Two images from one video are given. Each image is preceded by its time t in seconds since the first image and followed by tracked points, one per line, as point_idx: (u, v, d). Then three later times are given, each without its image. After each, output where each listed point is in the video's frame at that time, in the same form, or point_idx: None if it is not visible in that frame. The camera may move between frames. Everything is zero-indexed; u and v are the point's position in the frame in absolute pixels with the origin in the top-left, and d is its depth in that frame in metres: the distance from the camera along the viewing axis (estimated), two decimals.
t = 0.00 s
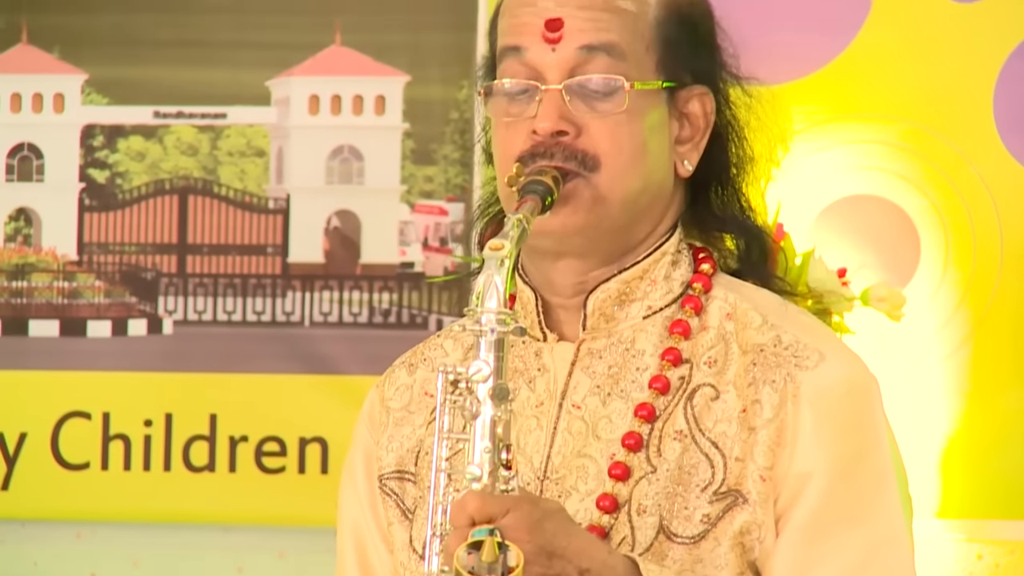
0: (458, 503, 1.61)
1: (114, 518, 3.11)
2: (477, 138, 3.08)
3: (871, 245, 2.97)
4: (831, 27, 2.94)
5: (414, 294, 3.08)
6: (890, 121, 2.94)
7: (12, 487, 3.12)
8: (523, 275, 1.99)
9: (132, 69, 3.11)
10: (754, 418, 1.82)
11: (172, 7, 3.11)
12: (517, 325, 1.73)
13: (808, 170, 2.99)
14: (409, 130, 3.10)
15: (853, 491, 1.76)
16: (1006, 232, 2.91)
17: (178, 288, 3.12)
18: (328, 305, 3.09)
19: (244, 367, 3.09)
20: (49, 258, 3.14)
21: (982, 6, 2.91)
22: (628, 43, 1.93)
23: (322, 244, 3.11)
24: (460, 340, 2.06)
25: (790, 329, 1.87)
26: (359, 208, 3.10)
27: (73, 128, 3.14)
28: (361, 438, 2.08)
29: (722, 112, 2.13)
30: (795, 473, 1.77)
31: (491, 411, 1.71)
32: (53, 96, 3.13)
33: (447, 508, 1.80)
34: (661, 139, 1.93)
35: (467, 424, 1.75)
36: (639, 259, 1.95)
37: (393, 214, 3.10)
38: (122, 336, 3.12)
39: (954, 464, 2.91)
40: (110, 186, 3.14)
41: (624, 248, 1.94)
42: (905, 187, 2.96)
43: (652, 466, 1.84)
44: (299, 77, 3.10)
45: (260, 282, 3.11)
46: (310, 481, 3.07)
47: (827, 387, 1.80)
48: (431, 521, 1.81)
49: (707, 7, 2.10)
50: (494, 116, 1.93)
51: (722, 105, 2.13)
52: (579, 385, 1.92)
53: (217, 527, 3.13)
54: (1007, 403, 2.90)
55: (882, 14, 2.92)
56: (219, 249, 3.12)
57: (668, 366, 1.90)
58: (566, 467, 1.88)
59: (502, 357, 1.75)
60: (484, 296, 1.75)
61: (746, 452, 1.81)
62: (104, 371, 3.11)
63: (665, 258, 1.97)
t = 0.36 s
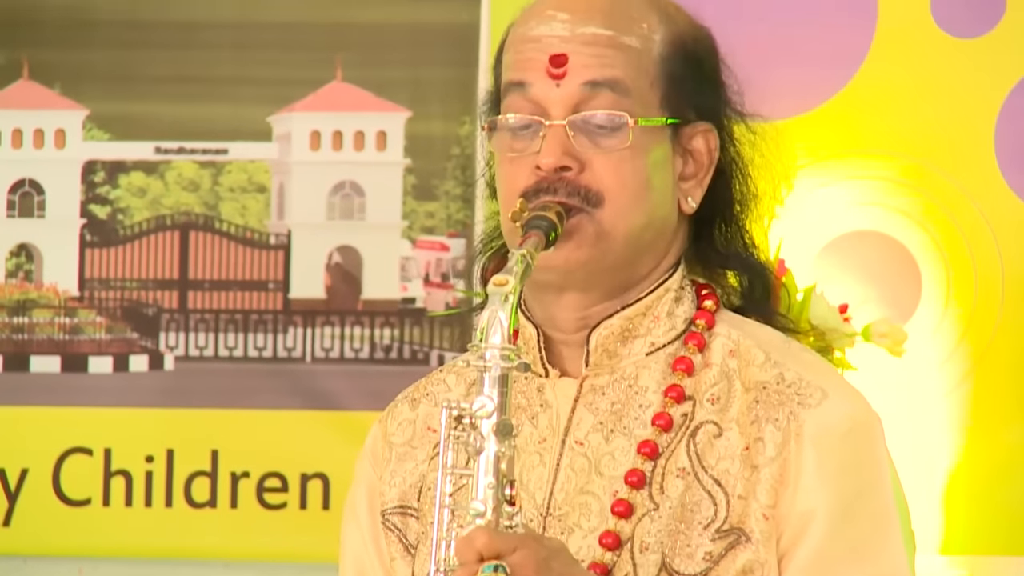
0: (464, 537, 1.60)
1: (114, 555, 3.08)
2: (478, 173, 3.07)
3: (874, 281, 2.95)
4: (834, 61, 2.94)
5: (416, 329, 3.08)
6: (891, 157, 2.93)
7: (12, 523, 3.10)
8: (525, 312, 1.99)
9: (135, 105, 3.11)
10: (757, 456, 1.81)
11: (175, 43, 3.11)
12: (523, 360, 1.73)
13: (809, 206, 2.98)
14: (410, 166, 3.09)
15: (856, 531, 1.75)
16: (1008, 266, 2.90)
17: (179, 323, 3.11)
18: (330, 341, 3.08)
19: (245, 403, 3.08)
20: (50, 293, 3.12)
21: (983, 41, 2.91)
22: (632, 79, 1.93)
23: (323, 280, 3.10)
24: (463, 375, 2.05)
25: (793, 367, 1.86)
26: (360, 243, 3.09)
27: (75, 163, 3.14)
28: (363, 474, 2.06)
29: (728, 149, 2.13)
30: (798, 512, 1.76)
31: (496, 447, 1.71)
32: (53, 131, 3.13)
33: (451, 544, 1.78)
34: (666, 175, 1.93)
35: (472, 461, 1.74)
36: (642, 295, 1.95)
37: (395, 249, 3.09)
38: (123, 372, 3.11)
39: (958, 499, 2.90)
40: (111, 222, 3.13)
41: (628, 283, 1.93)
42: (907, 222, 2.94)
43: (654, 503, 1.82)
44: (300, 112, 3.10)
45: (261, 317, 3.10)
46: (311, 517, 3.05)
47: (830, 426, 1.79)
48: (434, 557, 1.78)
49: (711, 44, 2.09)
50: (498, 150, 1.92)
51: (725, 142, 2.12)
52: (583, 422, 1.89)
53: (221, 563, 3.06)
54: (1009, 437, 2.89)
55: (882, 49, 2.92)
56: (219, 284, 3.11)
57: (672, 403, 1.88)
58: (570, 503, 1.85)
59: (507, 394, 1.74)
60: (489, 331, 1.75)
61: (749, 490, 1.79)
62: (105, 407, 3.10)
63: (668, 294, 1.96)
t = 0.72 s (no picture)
0: (470, 561, 1.62)
1: None
2: (479, 205, 3.06)
3: (874, 312, 2.96)
4: (834, 92, 2.95)
5: (416, 360, 3.06)
6: (890, 188, 2.93)
7: (13, 554, 3.10)
8: (531, 341, 1.99)
9: (136, 136, 3.11)
10: (760, 489, 1.80)
11: (178, 74, 3.11)
12: (527, 393, 1.72)
13: (810, 238, 2.99)
14: (412, 197, 3.08)
15: (859, 568, 1.74)
16: (1008, 296, 2.89)
17: (179, 354, 3.10)
18: (330, 371, 3.08)
19: (246, 435, 3.07)
20: (51, 324, 3.13)
21: (982, 72, 2.91)
22: (640, 111, 1.93)
23: (324, 310, 3.09)
24: (469, 405, 2.04)
25: (797, 401, 1.85)
26: (361, 274, 3.08)
27: (76, 194, 3.14)
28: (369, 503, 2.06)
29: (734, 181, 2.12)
30: (801, 547, 1.76)
31: (500, 477, 1.71)
32: (54, 162, 3.13)
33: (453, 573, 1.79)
34: (673, 207, 1.93)
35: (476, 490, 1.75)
36: (648, 328, 1.94)
37: (395, 280, 3.08)
38: (124, 403, 3.10)
39: (957, 532, 2.87)
40: (112, 253, 3.13)
41: (632, 316, 1.94)
42: (907, 254, 2.94)
43: (658, 536, 1.82)
44: (301, 143, 3.10)
45: (261, 348, 3.09)
46: (311, 548, 3.04)
47: (834, 461, 1.78)
48: None
49: (718, 76, 2.09)
50: (505, 181, 1.92)
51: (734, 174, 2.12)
52: (588, 454, 1.89)
53: None
54: (1006, 470, 2.87)
55: (881, 81, 2.93)
56: (220, 315, 3.11)
57: (677, 436, 1.87)
58: (574, 535, 1.85)
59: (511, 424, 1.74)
60: (494, 362, 1.74)
61: (752, 523, 1.78)
62: (106, 438, 3.09)
63: (674, 326, 1.95)
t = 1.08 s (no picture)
0: None
1: None
2: (480, 231, 3.06)
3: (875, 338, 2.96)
4: (834, 116, 2.95)
5: (416, 386, 3.06)
6: (892, 213, 2.93)
7: None
8: (540, 356, 1.99)
9: (138, 162, 3.12)
10: (768, 506, 1.79)
11: (180, 101, 3.12)
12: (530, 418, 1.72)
13: (814, 261, 2.98)
14: (412, 223, 3.08)
15: None
16: (1009, 322, 2.88)
17: (179, 380, 3.10)
18: (330, 398, 3.07)
19: (247, 461, 3.06)
20: (51, 350, 3.12)
21: (983, 99, 2.91)
22: (644, 139, 1.93)
23: (324, 336, 3.09)
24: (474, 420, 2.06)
25: (806, 419, 1.85)
26: (362, 300, 3.08)
27: (77, 220, 3.14)
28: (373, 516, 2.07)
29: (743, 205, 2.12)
30: (809, 564, 1.75)
31: (502, 503, 1.71)
32: (55, 189, 3.14)
33: None
34: (679, 232, 1.93)
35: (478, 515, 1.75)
36: (656, 345, 1.94)
37: (396, 306, 3.07)
38: (125, 429, 3.09)
39: (959, 554, 2.87)
40: (112, 279, 3.13)
41: (639, 340, 1.94)
42: (909, 278, 2.94)
43: (664, 552, 1.81)
44: (302, 169, 3.10)
45: (262, 374, 3.09)
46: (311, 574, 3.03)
47: (843, 478, 1.77)
48: None
49: (724, 102, 2.09)
50: (510, 210, 1.92)
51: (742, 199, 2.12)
52: (594, 470, 1.89)
53: None
54: (1010, 494, 2.86)
55: (882, 107, 2.93)
56: (220, 341, 3.11)
57: (683, 452, 1.87)
58: (580, 551, 1.85)
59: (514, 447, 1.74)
60: (496, 388, 1.74)
61: (760, 540, 1.78)
62: (106, 464, 3.09)
63: (683, 345, 1.95)
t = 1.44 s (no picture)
0: None
1: None
2: (479, 248, 3.06)
3: (874, 356, 2.95)
4: (833, 132, 2.95)
5: (416, 404, 3.06)
6: (891, 231, 2.93)
7: None
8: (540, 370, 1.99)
9: (138, 181, 3.12)
10: (764, 520, 1.79)
11: (179, 119, 3.13)
12: (530, 437, 1.71)
13: (813, 279, 2.98)
14: (410, 241, 3.08)
15: None
16: (1008, 341, 2.89)
17: (179, 398, 3.10)
18: (330, 416, 3.07)
19: (246, 479, 3.06)
20: (51, 368, 3.12)
21: (981, 117, 2.92)
22: (644, 158, 1.93)
23: (323, 354, 3.09)
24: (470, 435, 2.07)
25: (802, 434, 1.85)
26: (360, 318, 3.08)
27: (76, 238, 3.15)
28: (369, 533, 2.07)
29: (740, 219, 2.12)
30: None
31: (502, 521, 1.70)
32: (54, 207, 3.14)
33: None
34: (677, 251, 1.93)
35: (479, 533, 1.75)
36: (653, 360, 1.94)
37: (395, 324, 3.07)
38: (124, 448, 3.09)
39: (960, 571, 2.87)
40: (112, 297, 3.13)
41: (638, 359, 1.94)
42: (908, 296, 2.94)
43: (660, 566, 1.81)
44: (301, 188, 3.11)
45: (261, 392, 3.09)
46: None
47: (839, 492, 1.78)
48: None
49: (724, 120, 2.10)
50: (510, 230, 1.93)
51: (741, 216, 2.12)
52: (590, 485, 1.89)
53: None
54: (1011, 511, 2.86)
55: (880, 126, 2.94)
56: (219, 359, 3.11)
57: (679, 466, 1.87)
58: (576, 565, 1.84)
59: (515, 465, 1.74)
60: (497, 406, 1.73)
61: (756, 553, 1.78)
62: (105, 482, 3.08)
63: (680, 360, 1.96)
